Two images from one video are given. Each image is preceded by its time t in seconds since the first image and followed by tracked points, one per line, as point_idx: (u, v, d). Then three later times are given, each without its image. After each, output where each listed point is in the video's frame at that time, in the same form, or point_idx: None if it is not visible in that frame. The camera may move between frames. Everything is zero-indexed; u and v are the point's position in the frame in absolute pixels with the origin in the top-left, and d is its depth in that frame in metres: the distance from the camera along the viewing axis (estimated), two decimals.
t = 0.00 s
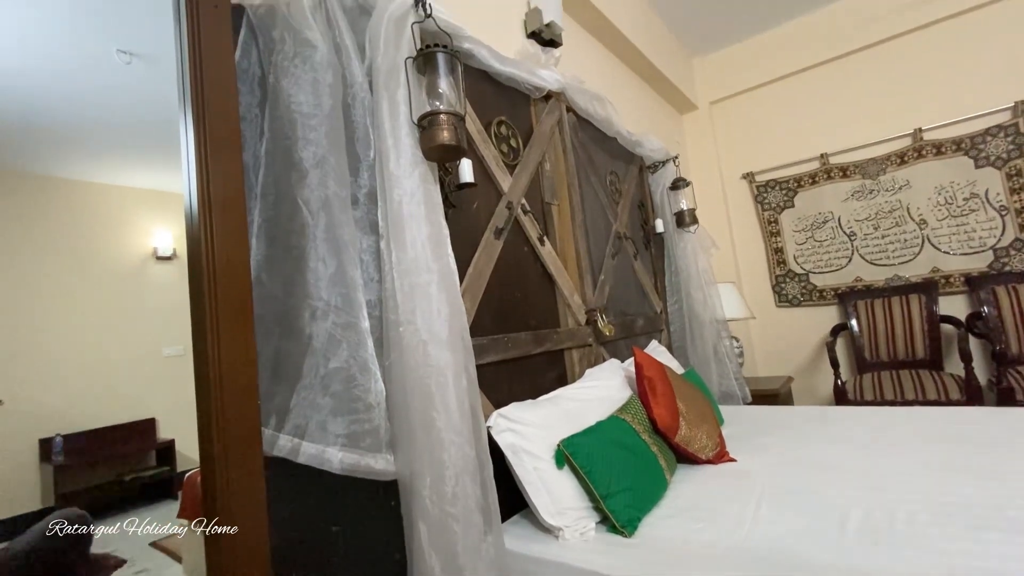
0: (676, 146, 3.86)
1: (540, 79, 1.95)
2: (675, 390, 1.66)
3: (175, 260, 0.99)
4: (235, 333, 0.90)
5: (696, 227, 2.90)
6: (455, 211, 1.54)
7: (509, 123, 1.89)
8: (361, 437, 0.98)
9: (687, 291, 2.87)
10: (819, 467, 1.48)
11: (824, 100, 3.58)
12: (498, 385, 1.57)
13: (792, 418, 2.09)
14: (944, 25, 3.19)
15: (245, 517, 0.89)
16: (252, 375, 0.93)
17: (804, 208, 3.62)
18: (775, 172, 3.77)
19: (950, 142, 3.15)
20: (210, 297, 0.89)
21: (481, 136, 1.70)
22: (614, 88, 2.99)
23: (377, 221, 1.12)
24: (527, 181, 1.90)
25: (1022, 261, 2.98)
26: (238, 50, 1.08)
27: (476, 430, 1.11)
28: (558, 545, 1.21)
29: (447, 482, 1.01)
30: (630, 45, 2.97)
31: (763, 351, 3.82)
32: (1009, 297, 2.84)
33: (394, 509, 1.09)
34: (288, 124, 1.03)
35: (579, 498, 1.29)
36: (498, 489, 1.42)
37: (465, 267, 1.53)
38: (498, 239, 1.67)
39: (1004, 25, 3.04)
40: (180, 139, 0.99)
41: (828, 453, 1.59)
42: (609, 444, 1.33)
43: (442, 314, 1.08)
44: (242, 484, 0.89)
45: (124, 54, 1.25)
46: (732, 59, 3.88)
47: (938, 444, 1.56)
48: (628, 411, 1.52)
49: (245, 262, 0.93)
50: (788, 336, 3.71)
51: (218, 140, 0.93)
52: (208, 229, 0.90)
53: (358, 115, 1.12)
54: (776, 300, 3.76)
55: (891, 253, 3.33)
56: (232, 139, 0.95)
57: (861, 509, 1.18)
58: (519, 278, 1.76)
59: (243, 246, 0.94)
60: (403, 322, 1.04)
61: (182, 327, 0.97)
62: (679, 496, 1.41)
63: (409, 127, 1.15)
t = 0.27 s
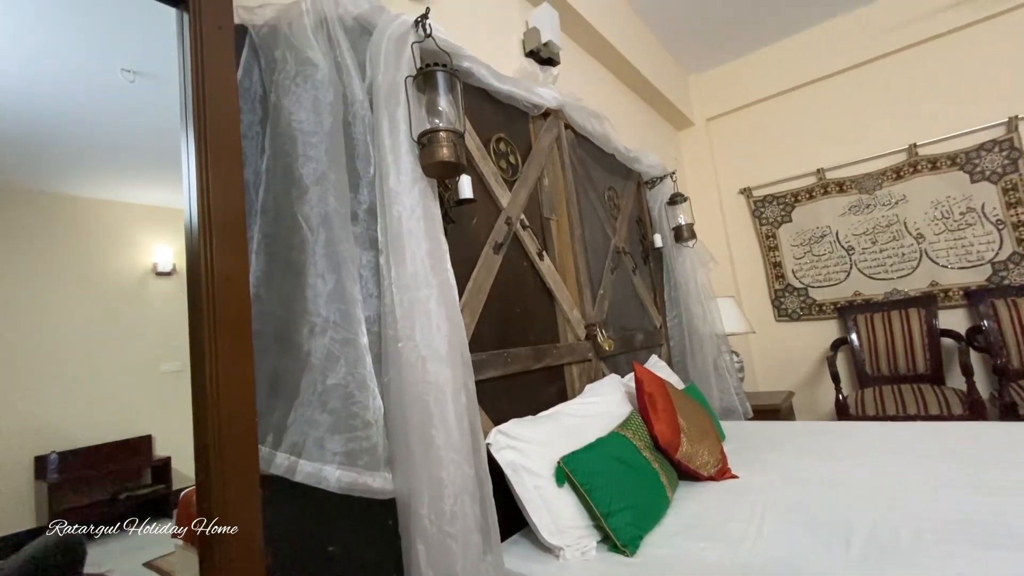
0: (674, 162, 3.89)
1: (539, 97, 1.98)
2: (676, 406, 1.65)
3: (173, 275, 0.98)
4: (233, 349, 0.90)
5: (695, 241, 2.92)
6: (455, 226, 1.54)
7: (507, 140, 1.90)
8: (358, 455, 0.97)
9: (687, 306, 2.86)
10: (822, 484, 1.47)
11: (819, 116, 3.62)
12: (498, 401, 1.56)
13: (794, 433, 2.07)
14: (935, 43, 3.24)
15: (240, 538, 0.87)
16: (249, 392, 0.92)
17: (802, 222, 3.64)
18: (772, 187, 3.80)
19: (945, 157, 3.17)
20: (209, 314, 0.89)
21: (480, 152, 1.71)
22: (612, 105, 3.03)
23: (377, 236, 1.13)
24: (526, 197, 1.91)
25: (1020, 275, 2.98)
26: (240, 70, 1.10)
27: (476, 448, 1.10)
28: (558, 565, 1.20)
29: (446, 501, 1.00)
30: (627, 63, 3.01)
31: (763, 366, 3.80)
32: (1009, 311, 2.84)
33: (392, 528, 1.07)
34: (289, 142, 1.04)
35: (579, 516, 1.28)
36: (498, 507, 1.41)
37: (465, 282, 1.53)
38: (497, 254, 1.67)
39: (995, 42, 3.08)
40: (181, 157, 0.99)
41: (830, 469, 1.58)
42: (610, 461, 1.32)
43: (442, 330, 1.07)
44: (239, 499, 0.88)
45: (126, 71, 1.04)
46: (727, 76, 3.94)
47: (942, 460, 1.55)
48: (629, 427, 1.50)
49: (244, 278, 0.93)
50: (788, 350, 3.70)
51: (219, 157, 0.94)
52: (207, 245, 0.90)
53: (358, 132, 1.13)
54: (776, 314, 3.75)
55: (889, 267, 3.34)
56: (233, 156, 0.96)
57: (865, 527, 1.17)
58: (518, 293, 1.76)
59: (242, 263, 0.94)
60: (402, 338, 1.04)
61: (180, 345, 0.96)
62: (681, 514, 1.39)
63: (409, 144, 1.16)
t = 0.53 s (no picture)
0: (670, 178, 3.92)
1: (537, 114, 2.00)
2: (676, 421, 1.64)
3: (168, 289, 0.97)
4: (230, 365, 0.89)
5: (693, 255, 2.93)
6: (453, 241, 1.54)
7: (505, 156, 1.92)
8: (355, 473, 0.97)
9: (685, 320, 2.86)
10: (825, 500, 1.45)
11: (813, 132, 3.67)
12: (496, 417, 1.55)
13: (795, 448, 2.06)
14: (926, 60, 3.30)
15: (235, 557, 0.86)
16: (245, 409, 0.91)
17: (798, 237, 3.66)
18: (768, 202, 3.82)
19: (938, 173, 3.20)
20: (207, 329, 0.88)
21: (479, 168, 1.72)
22: (608, 121, 3.06)
23: (375, 252, 1.13)
24: (524, 212, 1.92)
25: (1016, 288, 3.00)
26: (241, 87, 1.11)
27: (475, 465, 1.09)
28: None
29: (444, 519, 0.99)
30: (623, 80, 3.06)
31: (762, 380, 3.79)
32: (1006, 324, 2.85)
33: (389, 546, 1.06)
34: (289, 159, 1.05)
35: (579, 535, 1.26)
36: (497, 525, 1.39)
37: (463, 297, 1.53)
38: (496, 269, 1.67)
39: (984, 60, 3.13)
40: (181, 173, 1.00)
41: (832, 485, 1.57)
42: (610, 478, 1.31)
43: (440, 345, 1.07)
44: (234, 511, 0.87)
45: (127, 89, 1.06)
46: (722, 93, 4.00)
47: (943, 475, 1.54)
48: (629, 443, 1.49)
49: (243, 294, 0.93)
50: (787, 364, 3.69)
51: (219, 173, 0.94)
52: (206, 261, 0.90)
53: (358, 149, 1.14)
54: (774, 328, 3.76)
55: (886, 281, 3.35)
56: (233, 172, 0.96)
57: (868, 543, 1.15)
58: (516, 308, 1.76)
59: (241, 278, 0.94)
60: (400, 354, 1.03)
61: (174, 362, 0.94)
62: (683, 531, 1.37)
63: (408, 160, 1.17)
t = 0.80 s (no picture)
0: (666, 193, 3.96)
1: (533, 131, 2.02)
2: (674, 437, 1.63)
3: (164, 303, 0.96)
4: (226, 380, 0.89)
5: (689, 270, 2.94)
6: (450, 256, 1.55)
7: (503, 172, 1.93)
8: (351, 490, 0.96)
9: (682, 334, 2.86)
10: (825, 516, 1.44)
11: (806, 148, 3.72)
12: (494, 433, 1.54)
13: (794, 464, 2.04)
14: (915, 78, 3.35)
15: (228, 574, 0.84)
16: (241, 425, 0.90)
17: (793, 251, 3.68)
18: (763, 217, 3.86)
19: (930, 188, 3.24)
20: (203, 344, 0.88)
21: (476, 184, 1.73)
22: (605, 138, 3.10)
23: (373, 267, 1.13)
24: (521, 227, 1.93)
25: (1010, 302, 3.01)
26: (241, 104, 1.12)
27: (472, 482, 1.08)
28: None
29: (441, 537, 0.97)
30: (619, 97, 3.10)
31: (761, 395, 3.78)
32: (1002, 338, 2.86)
33: (385, 565, 1.05)
34: (288, 174, 1.06)
35: (577, 553, 1.24)
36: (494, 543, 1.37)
37: (460, 312, 1.53)
38: (493, 284, 1.68)
39: (972, 77, 3.19)
40: (180, 189, 1.00)
41: (832, 501, 1.55)
42: (609, 495, 1.29)
43: (437, 360, 1.07)
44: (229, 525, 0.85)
45: (128, 105, 1.05)
46: (716, 111, 4.06)
47: (944, 491, 1.53)
48: (627, 459, 1.48)
49: (240, 309, 0.93)
50: (785, 379, 3.69)
51: (218, 188, 0.94)
52: (203, 276, 0.90)
53: (356, 165, 1.15)
54: (771, 343, 3.76)
55: (881, 295, 3.36)
56: (232, 188, 0.97)
57: (870, 561, 1.14)
58: (514, 323, 1.75)
59: (238, 293, 0.93)
60: (397, 369, 1.03)
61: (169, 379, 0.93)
62: (682, 549, 1.36)
63: (406, 176, 1.17)
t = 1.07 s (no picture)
0: (660, 205, 3.98)
1: (529, 143, 2.03)
2: (671, 449, 1.62)
3: (159, 316, 0.96)
4: (219, 392, 0.88)
5: (685, 281, 2.95)
6: (446, 267, 1.55)
7: (499, 184, 1.94)
8: (344, 504, 0.94)
9: (678, 346, 2.86)
10: (824, 529, 1.43)
11: (799, 161, 3.76)
12: (489, 446, 1.52)
13: (792, 476, 2.03)
14: (905, 92, 3.41)
15: None
16: (233, 441, 0.88)
17: (788, 262, 3.70)
18: (757, 228, 3.88)
19: (922, 200, 3.27)
20: (195, 358, 0.87)
21: (472, 195, 1.74)
22: (600, 150, 3.12)
23: (368, 278, 1.13)
24: (517, 238, 1.93)
25: (1003, 313, 3.03)
26: (238, 116, 1.12)
27: (467, 495, 1.07)
28: None
29: (435, 552, 0.96)
30: (613, 110, 3.13)
31: (757, 406, 3.77)
32: (995, 348, 2.87)
33: None
34: (284, 186, 1.06)
35: (574, 568, 1.23)
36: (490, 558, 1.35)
37: (456, 323, 1.52)
38: (489, 295, 1.67)
39: (960, 91, 3.24)
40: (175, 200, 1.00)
41: (830, 513, 1.54)
42: (606, 508, 1.28)
43: (433, 372, 1.06)
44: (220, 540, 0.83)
45: (125, 116, 1.04)
46: (710, 124, 4.10)
47: (942, 502, 1.52)
48: (624, 472, 1.47)
49: (234, 320, 0.92)
50: (781, 390, 3.68)
51: (213, 199, 0.94)
52: (197, 288, 0.89)
53: (352, 177, 1.15)
54: (767, 354, 3.76)
55: (875, 306, 3.38)
56: (227, 199, 0.96)
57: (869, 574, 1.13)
58: (510, 334, 1.75)
59: (232, 304, 0.93)
60: (392, 381, 1.02)
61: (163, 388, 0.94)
62: (680, 563, 1.34)
63: (402, 188, 1.18)
